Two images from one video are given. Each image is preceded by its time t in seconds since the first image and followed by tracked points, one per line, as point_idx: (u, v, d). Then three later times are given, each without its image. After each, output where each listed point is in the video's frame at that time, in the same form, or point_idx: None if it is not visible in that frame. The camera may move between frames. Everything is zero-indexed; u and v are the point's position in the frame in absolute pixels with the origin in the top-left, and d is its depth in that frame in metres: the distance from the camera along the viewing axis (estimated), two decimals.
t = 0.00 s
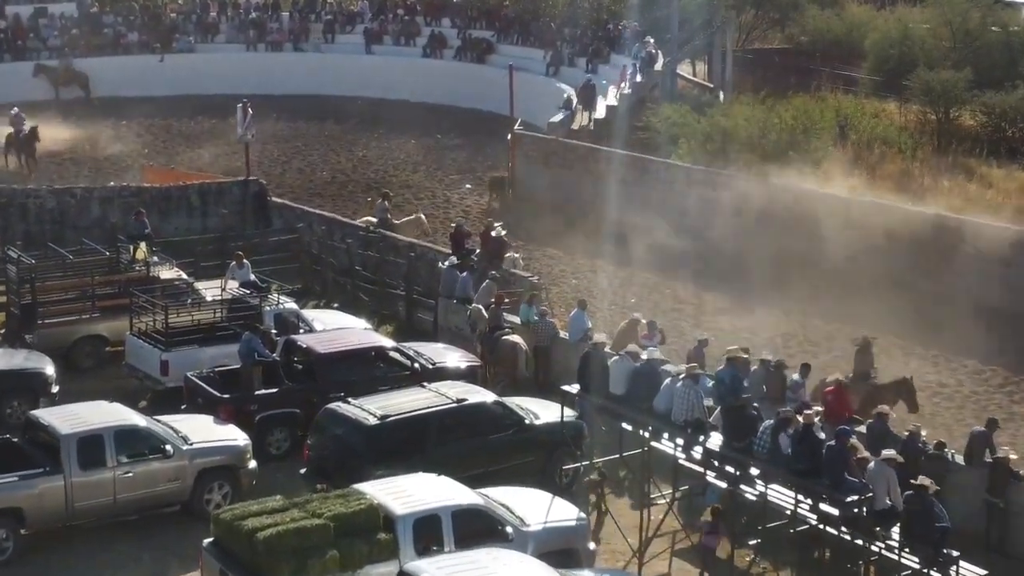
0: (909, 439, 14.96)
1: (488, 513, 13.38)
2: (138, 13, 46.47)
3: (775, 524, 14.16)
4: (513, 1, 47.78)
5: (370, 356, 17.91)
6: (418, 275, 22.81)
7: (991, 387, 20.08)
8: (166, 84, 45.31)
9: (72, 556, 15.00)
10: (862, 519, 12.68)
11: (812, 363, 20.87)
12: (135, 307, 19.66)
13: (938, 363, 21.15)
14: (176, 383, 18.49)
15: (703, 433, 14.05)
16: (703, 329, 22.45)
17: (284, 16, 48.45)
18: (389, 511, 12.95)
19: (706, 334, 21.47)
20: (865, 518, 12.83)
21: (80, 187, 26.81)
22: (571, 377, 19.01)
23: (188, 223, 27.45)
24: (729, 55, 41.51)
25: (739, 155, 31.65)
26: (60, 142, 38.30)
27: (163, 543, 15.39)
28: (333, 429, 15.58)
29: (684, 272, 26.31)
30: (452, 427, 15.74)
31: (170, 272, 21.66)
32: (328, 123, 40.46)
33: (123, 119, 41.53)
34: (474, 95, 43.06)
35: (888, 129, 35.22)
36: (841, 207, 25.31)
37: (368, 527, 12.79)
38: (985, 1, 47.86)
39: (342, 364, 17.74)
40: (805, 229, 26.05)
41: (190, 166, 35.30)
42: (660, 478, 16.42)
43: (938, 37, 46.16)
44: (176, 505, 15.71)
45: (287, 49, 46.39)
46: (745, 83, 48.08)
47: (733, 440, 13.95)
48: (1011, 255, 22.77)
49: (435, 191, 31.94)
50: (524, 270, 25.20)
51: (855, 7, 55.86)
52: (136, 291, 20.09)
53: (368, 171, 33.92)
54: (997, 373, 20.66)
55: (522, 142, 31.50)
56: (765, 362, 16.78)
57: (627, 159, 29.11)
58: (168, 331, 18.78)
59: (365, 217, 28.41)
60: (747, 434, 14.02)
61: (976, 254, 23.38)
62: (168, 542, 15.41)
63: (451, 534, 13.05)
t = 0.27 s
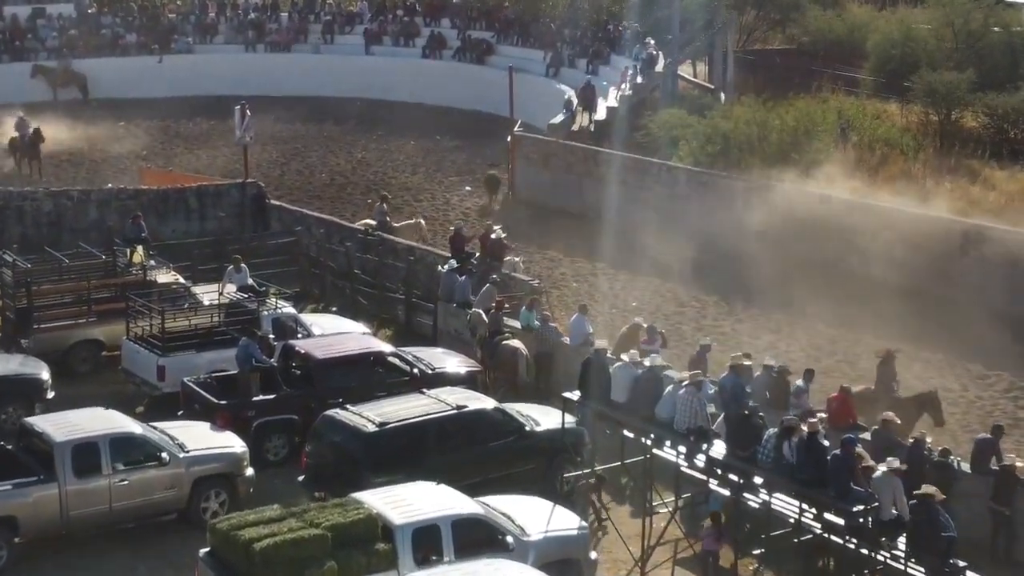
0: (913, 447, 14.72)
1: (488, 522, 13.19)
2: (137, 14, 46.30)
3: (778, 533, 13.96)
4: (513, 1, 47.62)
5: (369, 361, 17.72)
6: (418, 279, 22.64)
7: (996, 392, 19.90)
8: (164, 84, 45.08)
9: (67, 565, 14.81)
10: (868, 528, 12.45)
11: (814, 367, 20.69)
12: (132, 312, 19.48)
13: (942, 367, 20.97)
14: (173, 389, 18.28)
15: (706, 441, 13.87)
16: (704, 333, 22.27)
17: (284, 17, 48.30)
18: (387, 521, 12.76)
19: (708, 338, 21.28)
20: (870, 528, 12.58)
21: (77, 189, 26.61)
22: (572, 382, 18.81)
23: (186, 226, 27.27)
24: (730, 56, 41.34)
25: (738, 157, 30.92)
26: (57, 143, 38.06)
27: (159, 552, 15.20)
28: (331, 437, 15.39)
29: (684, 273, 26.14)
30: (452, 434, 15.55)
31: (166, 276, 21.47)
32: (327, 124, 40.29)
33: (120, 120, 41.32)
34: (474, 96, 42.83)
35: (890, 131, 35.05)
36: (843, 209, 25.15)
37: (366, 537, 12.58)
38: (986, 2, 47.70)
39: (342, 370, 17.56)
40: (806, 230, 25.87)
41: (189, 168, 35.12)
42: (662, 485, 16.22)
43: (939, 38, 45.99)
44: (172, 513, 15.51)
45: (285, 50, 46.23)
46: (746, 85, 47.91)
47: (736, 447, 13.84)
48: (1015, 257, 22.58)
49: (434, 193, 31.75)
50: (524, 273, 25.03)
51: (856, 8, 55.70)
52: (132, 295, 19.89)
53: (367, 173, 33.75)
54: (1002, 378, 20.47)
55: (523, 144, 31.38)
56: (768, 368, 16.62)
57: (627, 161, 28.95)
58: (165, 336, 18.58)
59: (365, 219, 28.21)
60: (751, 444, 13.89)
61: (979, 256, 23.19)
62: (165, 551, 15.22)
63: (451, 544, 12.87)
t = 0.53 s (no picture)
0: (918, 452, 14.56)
1: (488, 529, 13.01)
2: (135, 14, 46.07)
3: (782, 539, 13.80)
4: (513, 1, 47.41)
5: (368, 365, 17.53)
6: (418, 280, 22.48)
7: (1001, 396, 19.70)
8: (164, 84, 44.91)
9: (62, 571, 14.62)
10: (874, 535, 12.33)
11: (817, 370, 20.51)
12: (129, 314, 19.29)
13: (946, 370, 20.77)
14: (171, 392, 18.10)
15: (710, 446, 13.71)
16: (707, 335, 22.09)
17: (283, 16, 48.09)
18: (386, 528, 12.56)
19: (710, 341, 21.10)
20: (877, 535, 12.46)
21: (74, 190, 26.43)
22: (574, 385, 18.61)
23: (184, 227, 27.09)
24: (732, 56, 41.14)
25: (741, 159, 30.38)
26: (55, 143, 37.85)
27: (155, 558, 15.01)
28: (330, 441, 15.21)
29: (685, 274, 25.98)
30: (452, 438, 15.37)
31: (164, 278, 21.28)
32: (327, 124, 40.10)
33: (118, 120, 41.11)
34: (474, 96, 42.63)
35: (892, 131, 34.87)
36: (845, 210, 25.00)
37: (366, 544, 12.37)
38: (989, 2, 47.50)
39: (341, 373, 17.38)
40: (807, 231, 25.70)
41: (187, 168, 34.92)
42: (664, 491, 16.04)
43: (941, 38, 45.79)
44: (169, 518, 15.33)
45: (284, 49, 46.03)
46: (747, 84, 47.72)
47: (740, 453, 13.68)
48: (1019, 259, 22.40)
49: (434, 194, 31.56)
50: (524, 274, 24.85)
51: (857, 7, 55.51)
52: (129, 297, 19.70)
53: (367, 173, 33.57)
54: (1007, 381, 20.26)
55: (523, 144, 31.18)
56: (772, 372, 16.47)
57: (628, 161, 28.79)
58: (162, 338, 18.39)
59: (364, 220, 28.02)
60: (755, 450, 13.75)
61: (984, 257, 22.98)
62: (161, 557, 15.03)
63: (451, 550, 12.68)
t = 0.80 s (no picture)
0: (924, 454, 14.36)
1: (489, 532, 12.80)
2: (133, 12, 45.85)
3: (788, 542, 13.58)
4: None
5: (367, 365, 17.34)
6: (418, 280, 22.29)
7: (1006, 397, 19.48)
8: (162, 82, 44.73)
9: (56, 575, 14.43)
10: (881, 540, 12.12)
11: (820, 372, 20.32)
12: (126, 314, 19.10)
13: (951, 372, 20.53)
14: (168, 393, 17.89)
15: (713, 449, 13.47)
16: (708, 335, 21.90)
17: (282, 14, 47.91)
18: (385, 531, 12.36)
19: (712, 342, 20.91)
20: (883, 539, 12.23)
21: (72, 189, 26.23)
22: (575, 386, 18.40)
23: (182, 226, 26.85)
24: (734, 54, 40.93)
25: (744, 156, 29.97)
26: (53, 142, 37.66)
27: (151, 561, 14.81)
28: (329, 442, 15.02)
29: (685, 273, 25.80)
30: (452, 441, 15.17)
31: (161, 277, 21.08)
32: (327, 123, 39.90)
33: (117, 119, 40.89)
34: (474, 95, 42.44)
35: (895, 131, 34.76)
36: (854, 209, 24.70)
37: (365, 548, 12.15)
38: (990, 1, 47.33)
39: (340, 373, 17.17)
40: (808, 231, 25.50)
41: (185, 167, 34.72)
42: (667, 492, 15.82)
43: (944, 37, 45.60)
44: (165, 522, 15.13)
45: (283, 47, 45.83)
46: (748, 83, 47.53)
47: (745, 455, 13.42)
48: None
49: (434, 193, 31.35)
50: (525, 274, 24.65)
51: (858, 6, 55.33)
52: (126, 297, 19.49)
53: (366, 172, 33.35)
54: (1012, 383, 20.04)
55: (523, 142, 31.00)
56: (775, 373, 16.24)
57: (628, 160, 28.60)
58: (159, 338, 18.18)
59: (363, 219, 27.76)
60: (760, 452, 13.51)
61: (988, 256, 22.74)
62: (157, 560, 14.84)
63: (451, 554, 12.49)
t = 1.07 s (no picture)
0: (933, 463, 14.14)
1: (491, 545, 12.58)
2: (133, 13, 45.66)
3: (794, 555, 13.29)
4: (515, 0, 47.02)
5: (368, 373, 17.14)
6: (419, 285, 22.11)
7: (1014, 405, 19.26)
8: (162, 83, 44.53)
9: None
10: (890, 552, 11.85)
11: (825, 378, 20.12)
12: (124, 320, 18.89)
13: (957, 379, 20.31)
14: (166, 400, 17.66)
15: (720, 460, 13.27)
16: (712, 341, 21.70)
17: (282, 15, 47.73)
18: (386, 544, 12.15)
19: (716, 348, 20.71)
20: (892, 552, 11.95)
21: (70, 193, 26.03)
22: (578, 393, 18.20)
23: (181, 230, 26.62)
24: (736, 56, 40.73)
25: (747, 159, 29.86)
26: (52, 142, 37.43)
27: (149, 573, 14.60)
28: (328, 452, 14.82)
29: (688, 276, 25.62)
30: (453, 450, 14.96)
31: (160, 283, 20.87)
32: (327, 125, 39.70)
33: (115, 120, 40.66)
34: (475, 97, 42.25)
35: (898, 132, 34.58)
36: (859, 213, 24.49)
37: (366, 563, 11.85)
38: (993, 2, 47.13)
39: (340, 381, 16.97)
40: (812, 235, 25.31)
41: (185, 169, 34.53)
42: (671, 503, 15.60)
43: (947, 38, 45.39)
44: (163, 533, 14.90)
45: (283, 48, 45.63)
46: (750, 85, 47.34)
47: (752, 468, 13.16)
48: None
49: (435, 196, 31.15)
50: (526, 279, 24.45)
51: (861, 6, 55.16)
52: (124, 304, 19.28)
53: (367, 175, 33.12)
54: (1019, 390, 19.81)
55: (525, 145, 30.79)
56: (780, 381, 16.01)
57: (631, 163, 28.42)
58: (157, 346, 17.97)
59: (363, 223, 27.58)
60: (767, 464, 13.22)
61: (995, 262, 22.53)
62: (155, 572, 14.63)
63: (453, 567, 12.30)
